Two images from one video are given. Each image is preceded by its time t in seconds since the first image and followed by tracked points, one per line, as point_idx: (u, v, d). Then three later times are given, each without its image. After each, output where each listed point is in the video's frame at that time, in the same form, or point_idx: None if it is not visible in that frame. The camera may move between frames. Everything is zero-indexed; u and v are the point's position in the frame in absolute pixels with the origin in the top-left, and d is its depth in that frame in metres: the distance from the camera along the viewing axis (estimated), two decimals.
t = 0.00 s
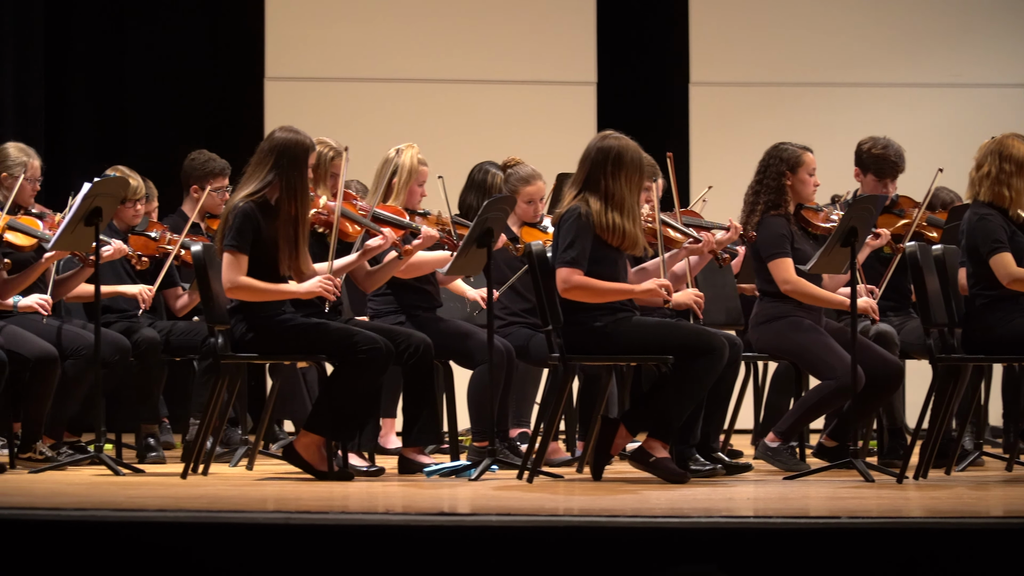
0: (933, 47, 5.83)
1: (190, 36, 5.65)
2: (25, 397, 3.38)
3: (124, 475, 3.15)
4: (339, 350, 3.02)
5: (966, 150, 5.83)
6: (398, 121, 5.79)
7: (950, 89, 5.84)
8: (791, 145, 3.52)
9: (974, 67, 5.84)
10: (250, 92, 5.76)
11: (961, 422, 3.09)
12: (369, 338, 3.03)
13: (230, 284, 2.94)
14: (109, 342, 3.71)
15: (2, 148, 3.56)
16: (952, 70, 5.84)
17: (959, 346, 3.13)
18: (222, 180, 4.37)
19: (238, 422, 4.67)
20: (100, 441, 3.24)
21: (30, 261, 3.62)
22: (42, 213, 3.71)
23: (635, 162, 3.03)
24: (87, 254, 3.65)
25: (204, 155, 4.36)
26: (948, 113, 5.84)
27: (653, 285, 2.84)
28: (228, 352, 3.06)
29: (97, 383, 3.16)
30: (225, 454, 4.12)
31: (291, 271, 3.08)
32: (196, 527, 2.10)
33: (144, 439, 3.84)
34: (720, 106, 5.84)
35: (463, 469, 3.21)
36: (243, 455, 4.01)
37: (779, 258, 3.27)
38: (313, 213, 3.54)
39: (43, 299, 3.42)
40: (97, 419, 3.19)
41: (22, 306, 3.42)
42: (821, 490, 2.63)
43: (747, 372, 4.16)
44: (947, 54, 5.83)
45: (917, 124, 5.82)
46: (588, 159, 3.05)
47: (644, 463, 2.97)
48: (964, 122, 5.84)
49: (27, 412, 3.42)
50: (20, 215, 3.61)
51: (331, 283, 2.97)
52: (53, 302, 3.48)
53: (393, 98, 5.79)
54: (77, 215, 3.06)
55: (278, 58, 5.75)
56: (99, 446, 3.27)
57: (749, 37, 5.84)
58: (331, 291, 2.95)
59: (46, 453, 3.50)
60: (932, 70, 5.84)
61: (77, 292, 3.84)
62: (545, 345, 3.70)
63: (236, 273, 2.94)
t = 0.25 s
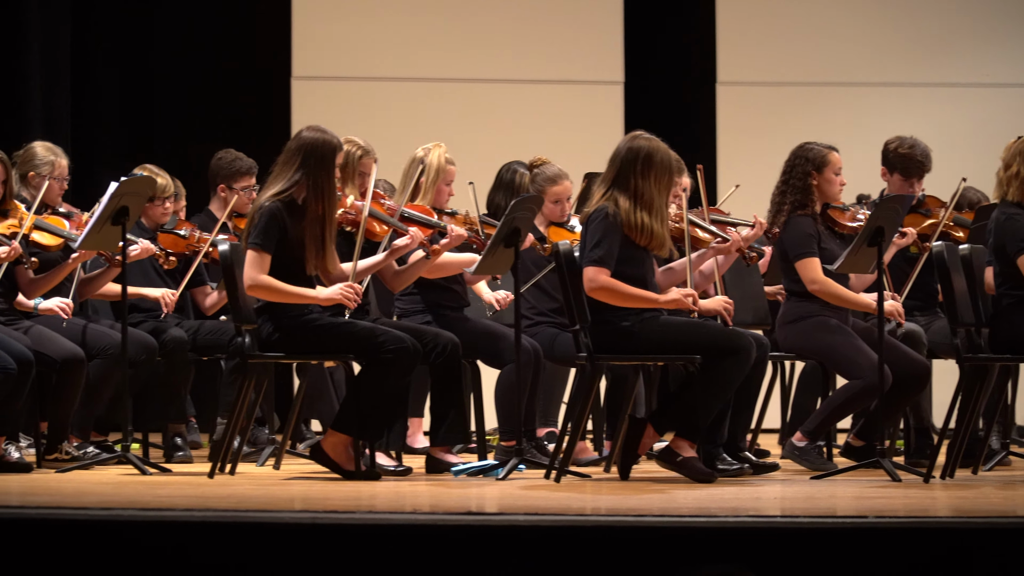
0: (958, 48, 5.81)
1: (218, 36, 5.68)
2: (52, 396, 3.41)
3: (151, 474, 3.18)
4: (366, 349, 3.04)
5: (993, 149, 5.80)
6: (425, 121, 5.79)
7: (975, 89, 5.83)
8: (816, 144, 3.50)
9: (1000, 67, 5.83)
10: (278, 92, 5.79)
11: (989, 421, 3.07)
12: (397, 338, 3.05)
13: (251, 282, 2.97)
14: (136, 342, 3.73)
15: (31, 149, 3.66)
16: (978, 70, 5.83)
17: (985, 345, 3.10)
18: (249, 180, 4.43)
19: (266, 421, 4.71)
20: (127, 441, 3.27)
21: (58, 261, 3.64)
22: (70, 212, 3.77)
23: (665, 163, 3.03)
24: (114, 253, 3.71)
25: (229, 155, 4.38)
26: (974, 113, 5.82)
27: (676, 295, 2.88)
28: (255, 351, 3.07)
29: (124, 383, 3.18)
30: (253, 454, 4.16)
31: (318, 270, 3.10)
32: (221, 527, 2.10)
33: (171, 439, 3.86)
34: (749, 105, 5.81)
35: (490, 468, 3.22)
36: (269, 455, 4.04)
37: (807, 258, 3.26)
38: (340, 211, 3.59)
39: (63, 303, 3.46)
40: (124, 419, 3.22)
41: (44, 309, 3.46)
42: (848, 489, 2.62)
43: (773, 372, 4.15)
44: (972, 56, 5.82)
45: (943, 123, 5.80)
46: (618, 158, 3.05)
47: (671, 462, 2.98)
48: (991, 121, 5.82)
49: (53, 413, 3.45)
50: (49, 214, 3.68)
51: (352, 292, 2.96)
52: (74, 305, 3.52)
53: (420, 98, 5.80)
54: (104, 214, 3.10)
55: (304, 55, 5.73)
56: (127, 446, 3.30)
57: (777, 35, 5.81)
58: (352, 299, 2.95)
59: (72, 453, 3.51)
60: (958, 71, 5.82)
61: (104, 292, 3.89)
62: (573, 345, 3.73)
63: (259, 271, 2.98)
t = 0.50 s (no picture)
0: (986, 47, 5.78)
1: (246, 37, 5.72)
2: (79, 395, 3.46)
3: (176, 474, 3.21)
4: (393, 349, 3.08)
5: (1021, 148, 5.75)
6: (450, 121, 5.81)
7: (1003, 89, 5.79)
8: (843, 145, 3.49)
9: None
10: (305, 92, 5.82)
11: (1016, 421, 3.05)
12: (423, 338, 3.08)
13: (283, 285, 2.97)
14: (163, 342, 3.76)
15: (58, 148, 3.72)
16: (1006, 71, 5.79)
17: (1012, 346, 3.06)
18: (276, 180, 4.48)
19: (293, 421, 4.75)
20: (154, 441, 3.29)
21: (86, 260, 3.70)
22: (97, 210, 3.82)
23: (692, 163, 3.02)
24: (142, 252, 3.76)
25: (257, 155, 4.45)
26: (1002, 113, 5.78)
27: (705, 303, 2.84)
28: (283, 351, 3.09)
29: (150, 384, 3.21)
30: (280, 453, 4.19)
31: (347, 268, 3.12)
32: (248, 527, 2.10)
33: (198, 439, 3.91)
34: (775, 104, 5.78)
35: (518, 468, 3.23)
36: (296, 455, 4.06)
37: (833, 258, 3.24)
38: (368, 211, 3.63)
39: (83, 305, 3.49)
40: (149, 420, 3.25)
41: (64, 313, 3.48)
42: (875, 489, 2.61)
43: (799, 371, 4.13)
44: (999, 56, 5.78)
45: (971, 123, 5.76)
46: (646, 158, 3.05)
47: (698, 462, 2.97)
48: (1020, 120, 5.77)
49: (79, 412, 3.50)
50: (76, 213, 3.73)
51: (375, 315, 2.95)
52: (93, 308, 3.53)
53: (447, 98, 5.82)
54: (131, 213, 3.14)
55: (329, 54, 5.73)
56: (153, 445, 3.33)
57: (803, 33, 5.78)
58: (374, 324, 2.92)
59: (98, 453, 3.58)
60: (985, 71, 5.79)
61: (130, 292, 3.92)
62: (599, 345, 3.72)
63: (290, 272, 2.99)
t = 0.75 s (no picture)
0: (1014, 45, 5.74)
1: (273, 37, 5.74)
2: (105, 395, 3.51)
3: (203, 473, 3.24)
4: (419, 348, 3.08)
5: None
6: (477, 121, 5.83)
7: None
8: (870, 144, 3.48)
9: None
10: (331, 92, 5.84)
11: None
12: (449, 337, 3.09)
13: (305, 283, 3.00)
14: (189, 341, 3.80)
15: (87, 147, 3.77)
16: None
17: None
18: (303, 180, 4.51)
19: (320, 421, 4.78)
20: (181, 441, 3.32)
21: (113, 259, 3.74)
22: (124, 210, 3.86)
23: (719, 162, 3.02)
24: (168, 253, 3.79)
25: (284, 154, 4.48)
26: None
27: (736, 296, 2.86)
28: (309, 350, 3.13)
29: (177, 384, 3.23)
30: (307, 452, 4.21)
31: (373, 268, 3.13)
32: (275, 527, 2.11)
33: (224, 438, 3.93)
34: (803, 104, 5.74)
35: (544, 467, 3.23)
36: (323, 454, 4.08)
37: (858, 257, 3.23)
38: (394, 210, 3.66)
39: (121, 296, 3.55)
40: (177, 419, 3.27)
41: (100, 302, 3.55)
42: (902, 488, 2.60)
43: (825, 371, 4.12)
44: None
45: (999, 121, 5.73)
46: (672, 157, 3.05)
47: (725, 461, 2.97)
48: None
49: (105, 412, 3.55)
50: (102, 212, 3.77)
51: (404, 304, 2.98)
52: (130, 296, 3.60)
53: (473, 97, 5.84)
54: (157, 211, 3.16)
55: (357, 55, 5.75)
56: (180, 445, 3.34)
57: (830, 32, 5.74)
58: (403, 310, 2.95)
59: (125, 452, 3.61)
60: (1013, 70, 5.75)
61: (158, 291, 3.97)
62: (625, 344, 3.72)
63: (314, 271, 3.01)
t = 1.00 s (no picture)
0: None
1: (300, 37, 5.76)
2: (132, 394, 3.53)
3: (231, 473, 3.28)
4: (447, 348, 3.10)
5: None
6: (503, 121, 5.84)
7: None
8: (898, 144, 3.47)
9: None
10: (358, 92, 5.87)
11: None
12: (477, 336, 3.11)
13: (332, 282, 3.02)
14: (217, 341, 3.84)
15: (115, 147, 3.81)
16: None
17: None
18: (331, 179, 4.53)
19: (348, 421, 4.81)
20: (209, 440, 3.35)
21: (140, 259, 3.73)
22: (151, 210, 3.89)
23: (745, 161, 3.01)
24: (194, 254, 3.79)
25: (311, 154, 4.51)
26: None
27: (766, 287, 2.84)
28: (336, 350, 3.14)
29: (205, 384, 3.28)
30: (334, 452, 4.24)
31: (400, 268, 3.15)
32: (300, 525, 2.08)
33: (251, 438, 3.95)
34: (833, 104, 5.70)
35: (571, 467, 3.24)
36: (350, 454, 4.10)
37: (884, 257, 3.22)
38: (421, 210, 3.70)
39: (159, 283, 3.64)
40: (204, 419, 3.31)
41: (138, 291, 3.62)
42: (929, 488, 2.59)
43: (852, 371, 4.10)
44: None
45: None
46: (698, 157, 3.05)
47: (752, 461, 2.96)
48: None
49: (131, 411, 3.56)
50: (130, 211, 3.81)
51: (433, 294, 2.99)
52: (167, 285, 3.68)
53: (499, 97, 5.85)
54: (185, 210, 3.20)
55: (384, 55, 5.77)
56: (207, 444, 3.36)
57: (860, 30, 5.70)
58: (432, 304, 2.97)
59: (152, 452, 3.57)
60: None
61: (185, 290, 4.03)
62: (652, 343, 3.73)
63: (341, 271, 3.03)
